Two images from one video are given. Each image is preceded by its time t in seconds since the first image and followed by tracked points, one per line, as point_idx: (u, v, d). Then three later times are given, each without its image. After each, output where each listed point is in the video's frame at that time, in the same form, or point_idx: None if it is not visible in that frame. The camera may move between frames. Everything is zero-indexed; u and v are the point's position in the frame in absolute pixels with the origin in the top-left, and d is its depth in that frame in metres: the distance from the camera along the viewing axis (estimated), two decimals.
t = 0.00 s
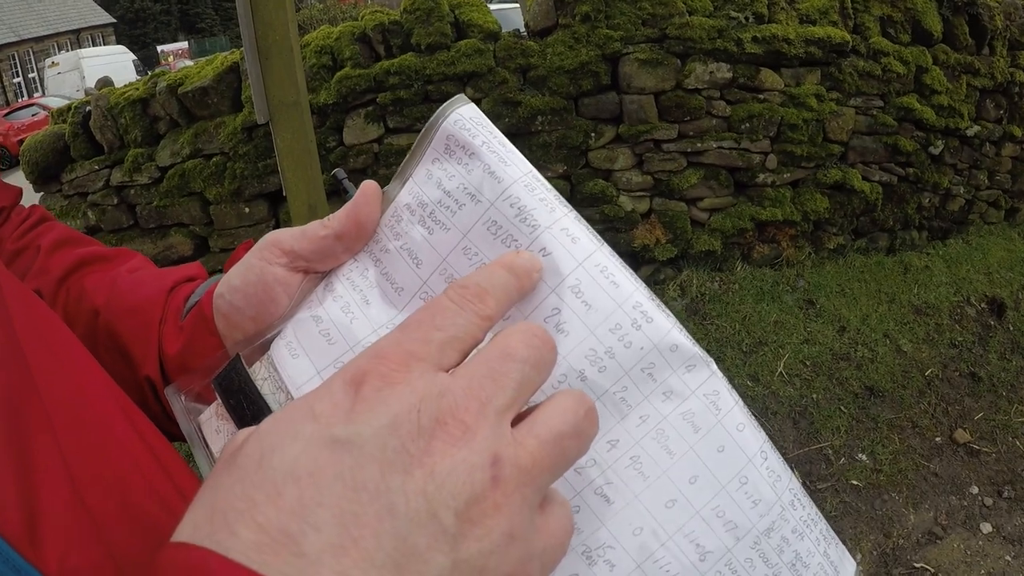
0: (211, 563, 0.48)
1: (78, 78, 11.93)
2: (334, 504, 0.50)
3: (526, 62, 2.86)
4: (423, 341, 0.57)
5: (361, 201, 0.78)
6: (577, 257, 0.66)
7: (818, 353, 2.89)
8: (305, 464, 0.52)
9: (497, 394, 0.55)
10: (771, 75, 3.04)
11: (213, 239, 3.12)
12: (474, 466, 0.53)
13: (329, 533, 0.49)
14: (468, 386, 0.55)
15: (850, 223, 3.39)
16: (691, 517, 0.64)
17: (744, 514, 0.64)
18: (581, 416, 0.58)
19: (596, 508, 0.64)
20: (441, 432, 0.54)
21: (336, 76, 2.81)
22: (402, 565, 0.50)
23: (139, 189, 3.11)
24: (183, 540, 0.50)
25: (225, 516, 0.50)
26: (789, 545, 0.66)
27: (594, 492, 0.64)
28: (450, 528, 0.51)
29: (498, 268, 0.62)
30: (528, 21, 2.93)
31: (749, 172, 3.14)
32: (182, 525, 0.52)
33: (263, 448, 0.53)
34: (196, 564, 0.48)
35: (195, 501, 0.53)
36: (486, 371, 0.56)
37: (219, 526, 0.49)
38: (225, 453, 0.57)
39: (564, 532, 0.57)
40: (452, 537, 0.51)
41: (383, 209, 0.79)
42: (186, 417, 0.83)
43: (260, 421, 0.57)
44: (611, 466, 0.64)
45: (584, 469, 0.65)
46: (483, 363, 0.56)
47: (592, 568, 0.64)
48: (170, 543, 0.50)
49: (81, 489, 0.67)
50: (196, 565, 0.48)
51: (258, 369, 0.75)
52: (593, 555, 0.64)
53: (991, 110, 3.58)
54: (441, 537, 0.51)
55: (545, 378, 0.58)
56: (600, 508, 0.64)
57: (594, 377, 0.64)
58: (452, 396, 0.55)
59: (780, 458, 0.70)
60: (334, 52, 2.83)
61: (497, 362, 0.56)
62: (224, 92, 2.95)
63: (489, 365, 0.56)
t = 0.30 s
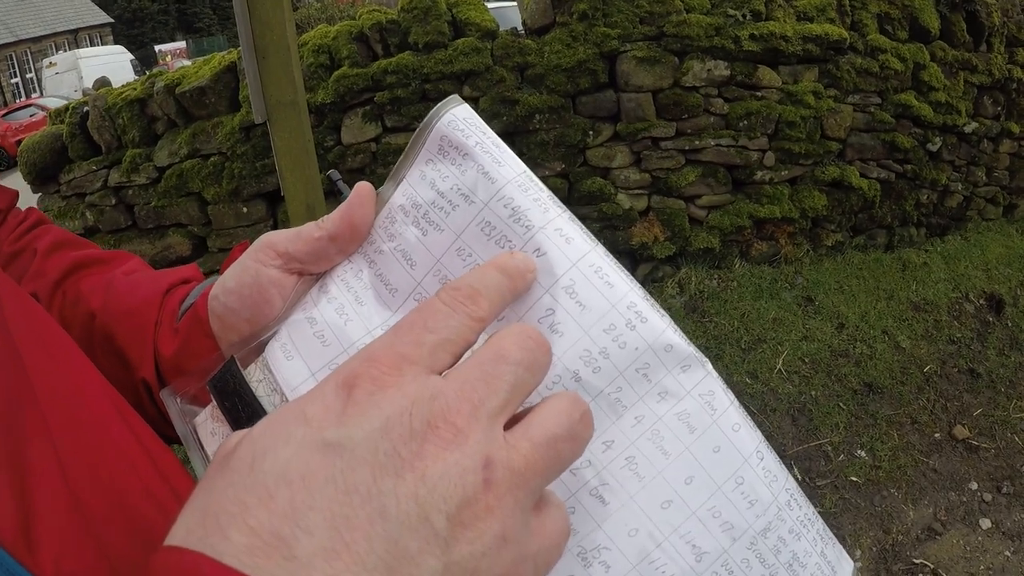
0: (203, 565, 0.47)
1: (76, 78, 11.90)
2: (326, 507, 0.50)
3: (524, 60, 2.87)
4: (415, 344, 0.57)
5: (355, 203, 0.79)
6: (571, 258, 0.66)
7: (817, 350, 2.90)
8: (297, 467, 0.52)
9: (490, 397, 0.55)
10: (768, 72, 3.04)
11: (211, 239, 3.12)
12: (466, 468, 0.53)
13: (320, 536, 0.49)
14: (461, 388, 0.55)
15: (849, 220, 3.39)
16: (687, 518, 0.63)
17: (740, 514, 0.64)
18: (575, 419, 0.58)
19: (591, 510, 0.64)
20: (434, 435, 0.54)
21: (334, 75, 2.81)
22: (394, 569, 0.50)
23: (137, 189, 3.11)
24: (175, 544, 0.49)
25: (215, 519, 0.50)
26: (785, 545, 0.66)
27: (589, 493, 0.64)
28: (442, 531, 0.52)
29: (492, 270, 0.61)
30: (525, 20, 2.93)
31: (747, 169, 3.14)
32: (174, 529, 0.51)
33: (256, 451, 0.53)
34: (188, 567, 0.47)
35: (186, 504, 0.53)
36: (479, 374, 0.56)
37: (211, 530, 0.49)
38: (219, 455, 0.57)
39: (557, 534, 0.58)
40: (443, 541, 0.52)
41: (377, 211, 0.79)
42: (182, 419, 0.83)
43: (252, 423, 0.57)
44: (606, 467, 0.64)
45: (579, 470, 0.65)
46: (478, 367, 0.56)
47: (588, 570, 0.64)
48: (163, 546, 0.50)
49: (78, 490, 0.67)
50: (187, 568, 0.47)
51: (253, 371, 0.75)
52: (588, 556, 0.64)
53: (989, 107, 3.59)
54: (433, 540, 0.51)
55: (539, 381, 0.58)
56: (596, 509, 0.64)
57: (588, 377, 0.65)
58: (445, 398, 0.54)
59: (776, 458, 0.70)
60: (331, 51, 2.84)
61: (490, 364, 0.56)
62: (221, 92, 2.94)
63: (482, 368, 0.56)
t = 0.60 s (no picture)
0: (209, 555, 0.47)
1: (74, 82, 11.91)
2: (332, 496, 0.50)
3: (521, 57, 2.87)
4: (417, 335, 0.57)
5: (355, 198, 0.79)
6: (571, 250, 0.66)
7: (817, 345, 2.90)
8: (303, 456, 0.51)
9: (493, 387, 0.56)
10: (766, 67, 3.04)
11: (211, 240, 3.12)
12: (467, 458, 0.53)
13: (327, 525, 0.48)
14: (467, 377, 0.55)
15: (848, 215, 3.39)
16: (687, 507, 0.64)
17: (740, 503, 0.64)
18: (578, 409, 0.58)
19: (592, 500, 0.64)
20: (437, 425, 0.53)
21: (332, 75, 2.82)
22: (400, 556, 0.49)
23: (136, 191, 3.11)
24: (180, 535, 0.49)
25: (221, 510, 0.49)
26: (785, 534, 0.66)
27: (590, 484, 0.64)
28: (446, 519, 0.51)
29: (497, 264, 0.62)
30: (522, 17, 2.93)
31: (746, 165, 3.14)
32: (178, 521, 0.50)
33: (262, 442, 0.53)
34: (194, 558, 0.47)
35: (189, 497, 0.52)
36: (482, 365, 0.56)
37: (218, 520, 0.48)
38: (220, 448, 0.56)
39: (560, 523, 0.58)
40: (448, 529, 0.52)
41: (377, 206, 0.79)
42: (184, 415, 0.83)
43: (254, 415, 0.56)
44: (607, 457, 0.64)
45: (580, 461, 0.65)
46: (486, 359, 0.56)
47: (590, 559, 0.63)
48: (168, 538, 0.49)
49: (80, 485, 0.67)
50: (194, 559, 0.47)
51: (256, 366, 0.75)
52: (590, 546, 0.64)
53: (987, 101, 3.58)
54: (438, 528, 0.51)
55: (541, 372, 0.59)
56: (597, 499, 0.64)
57: (588, 368, 0.65)
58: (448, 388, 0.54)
59: (775, 448, 0.70)
60: (329, 51, 2.84)
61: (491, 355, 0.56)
62: (220, 93, 2.94)
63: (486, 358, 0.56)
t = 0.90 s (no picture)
0: (229, 560, 0.46)
1: (73, 81, 11.90)
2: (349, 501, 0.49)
3: (521, 54, 2.87)
4: (418, 331, 0.57)
5: (359, 195, 0.79)
6: (568, 243, 0.67)
7: (818, 341, 2.90)
8: (315, 456, 0.51)
9: (495, 384, 0.56)
10: (765, 63, 3.04)
11: (212, 239, 3.12)
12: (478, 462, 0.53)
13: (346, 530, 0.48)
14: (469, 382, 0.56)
15: (848, 210, 3.39)
16: (684, 493, 0.64)
17: (736, 490, 0.64)
18: (576, 403, 0.59)
19: (591, 486, 0.64)
20: (445, 425, 0.54)
21: (331, 74, 2.82)
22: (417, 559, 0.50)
23: (137, 191, 3.12)
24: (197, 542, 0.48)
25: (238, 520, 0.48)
26: (782, 521, 0.66)
27: (588, 470, 0.64)
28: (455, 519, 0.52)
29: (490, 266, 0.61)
30: (521, 14, 2.93)
31: (746, 161, 3.15)
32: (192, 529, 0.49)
33: (274, 446, 0.52)
34: (215, 563, 0.46)
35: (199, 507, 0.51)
36: (483, 361, 0.56)
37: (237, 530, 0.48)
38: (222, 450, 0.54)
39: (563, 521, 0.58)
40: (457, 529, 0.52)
41: (380, 203, 0.79)
42: (188, 408, 0.84)
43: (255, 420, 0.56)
44: (605, 445, 0.64)
45: (578, 448, 0.65)
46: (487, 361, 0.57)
47: (588, 545, 0.64)
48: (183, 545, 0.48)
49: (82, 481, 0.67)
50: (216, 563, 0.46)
51: (258, 357, 0.75)
52: (589, 531, 0.64)
53: (987, 96, 3.58)
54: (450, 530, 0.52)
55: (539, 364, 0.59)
56: (596, 486, 0.64)
57: (586, 357, 0.65)
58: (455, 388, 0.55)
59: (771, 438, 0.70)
60: (329, 49, 2.84)
61: (494, 355, 0.57)
62: (220, 92, 2.94)
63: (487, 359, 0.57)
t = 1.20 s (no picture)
0: None
1: (69, 84, 11.87)
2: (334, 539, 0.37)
3: (516, 50, 2.86)
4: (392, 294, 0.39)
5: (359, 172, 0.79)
6: (560, 207, 0.68)
7: (817, 334, 2.90)
8: (265, 475, 0.36)
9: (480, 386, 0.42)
10: (761, 56, 3.03)
11: (208, 239, 3.11)
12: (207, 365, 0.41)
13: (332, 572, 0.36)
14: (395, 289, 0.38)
15: (845, 203, 3.39)
16: (682, 444, 0.63)
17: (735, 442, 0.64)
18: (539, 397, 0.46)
19: (591, 441, 0.63)
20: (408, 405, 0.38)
21: (326, 72, 2.82)
22: None
23: (132, 192, 3.12)
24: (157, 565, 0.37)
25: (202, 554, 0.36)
26: (784, 473, 0.65)
27: (587, 425, 0.63)
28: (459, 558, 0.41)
29: (354, 124, 0.38)
30: (515, 10, 2.91)
31: (742, 154, 3.14)
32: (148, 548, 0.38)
33: (225, 472, 0.36)
34: None
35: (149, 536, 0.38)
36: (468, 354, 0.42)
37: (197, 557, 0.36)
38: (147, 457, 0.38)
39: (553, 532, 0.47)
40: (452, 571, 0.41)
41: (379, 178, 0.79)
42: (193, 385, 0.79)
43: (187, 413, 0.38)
44: (602, 400, 0.64)
45: (577, 404, 0.64)
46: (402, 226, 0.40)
47: (591, 500, 0.62)
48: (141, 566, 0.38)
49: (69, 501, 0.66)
50: None
51: (261, 331, 0.75)
52: (590, 486, 0.62)
53: (984, 87, 3.58)
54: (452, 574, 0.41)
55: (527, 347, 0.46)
56: (595, 440, 0.63)
57: (581, 314, 0.65)
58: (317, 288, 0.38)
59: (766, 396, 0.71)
60: (323, 47, 2.84)
61: (379, 218, 0.38)
62: (214, 92, 2.92)
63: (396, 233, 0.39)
